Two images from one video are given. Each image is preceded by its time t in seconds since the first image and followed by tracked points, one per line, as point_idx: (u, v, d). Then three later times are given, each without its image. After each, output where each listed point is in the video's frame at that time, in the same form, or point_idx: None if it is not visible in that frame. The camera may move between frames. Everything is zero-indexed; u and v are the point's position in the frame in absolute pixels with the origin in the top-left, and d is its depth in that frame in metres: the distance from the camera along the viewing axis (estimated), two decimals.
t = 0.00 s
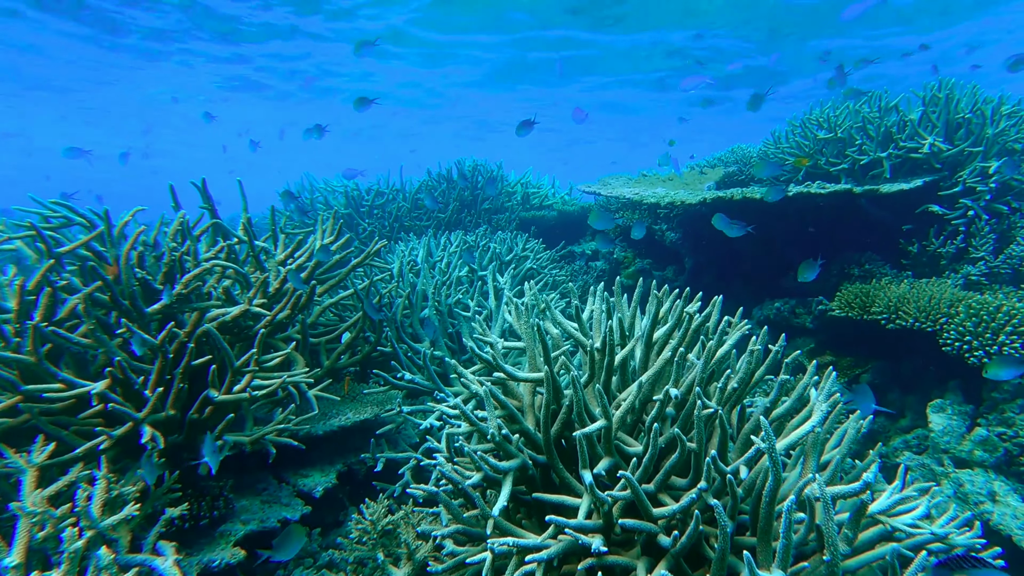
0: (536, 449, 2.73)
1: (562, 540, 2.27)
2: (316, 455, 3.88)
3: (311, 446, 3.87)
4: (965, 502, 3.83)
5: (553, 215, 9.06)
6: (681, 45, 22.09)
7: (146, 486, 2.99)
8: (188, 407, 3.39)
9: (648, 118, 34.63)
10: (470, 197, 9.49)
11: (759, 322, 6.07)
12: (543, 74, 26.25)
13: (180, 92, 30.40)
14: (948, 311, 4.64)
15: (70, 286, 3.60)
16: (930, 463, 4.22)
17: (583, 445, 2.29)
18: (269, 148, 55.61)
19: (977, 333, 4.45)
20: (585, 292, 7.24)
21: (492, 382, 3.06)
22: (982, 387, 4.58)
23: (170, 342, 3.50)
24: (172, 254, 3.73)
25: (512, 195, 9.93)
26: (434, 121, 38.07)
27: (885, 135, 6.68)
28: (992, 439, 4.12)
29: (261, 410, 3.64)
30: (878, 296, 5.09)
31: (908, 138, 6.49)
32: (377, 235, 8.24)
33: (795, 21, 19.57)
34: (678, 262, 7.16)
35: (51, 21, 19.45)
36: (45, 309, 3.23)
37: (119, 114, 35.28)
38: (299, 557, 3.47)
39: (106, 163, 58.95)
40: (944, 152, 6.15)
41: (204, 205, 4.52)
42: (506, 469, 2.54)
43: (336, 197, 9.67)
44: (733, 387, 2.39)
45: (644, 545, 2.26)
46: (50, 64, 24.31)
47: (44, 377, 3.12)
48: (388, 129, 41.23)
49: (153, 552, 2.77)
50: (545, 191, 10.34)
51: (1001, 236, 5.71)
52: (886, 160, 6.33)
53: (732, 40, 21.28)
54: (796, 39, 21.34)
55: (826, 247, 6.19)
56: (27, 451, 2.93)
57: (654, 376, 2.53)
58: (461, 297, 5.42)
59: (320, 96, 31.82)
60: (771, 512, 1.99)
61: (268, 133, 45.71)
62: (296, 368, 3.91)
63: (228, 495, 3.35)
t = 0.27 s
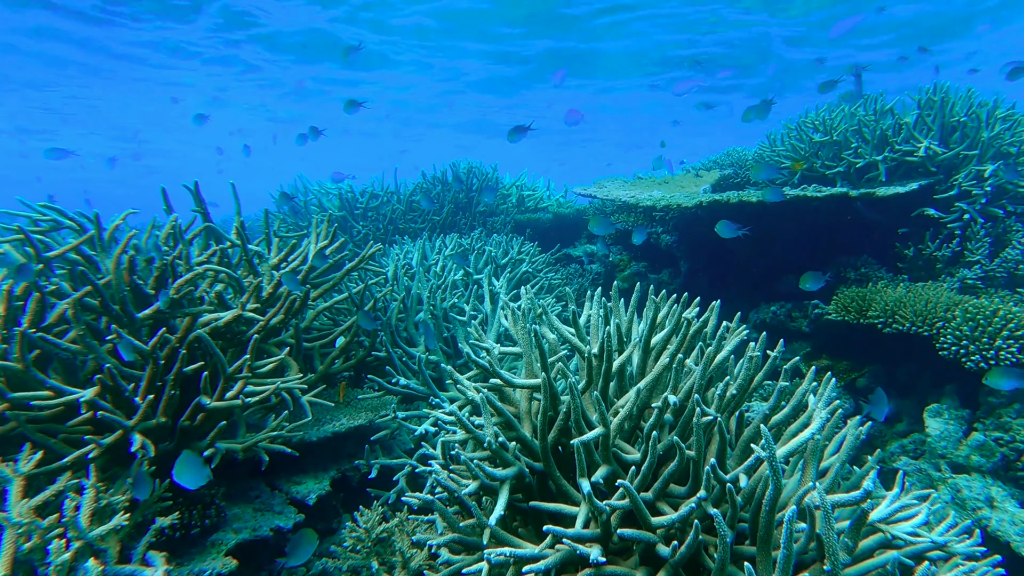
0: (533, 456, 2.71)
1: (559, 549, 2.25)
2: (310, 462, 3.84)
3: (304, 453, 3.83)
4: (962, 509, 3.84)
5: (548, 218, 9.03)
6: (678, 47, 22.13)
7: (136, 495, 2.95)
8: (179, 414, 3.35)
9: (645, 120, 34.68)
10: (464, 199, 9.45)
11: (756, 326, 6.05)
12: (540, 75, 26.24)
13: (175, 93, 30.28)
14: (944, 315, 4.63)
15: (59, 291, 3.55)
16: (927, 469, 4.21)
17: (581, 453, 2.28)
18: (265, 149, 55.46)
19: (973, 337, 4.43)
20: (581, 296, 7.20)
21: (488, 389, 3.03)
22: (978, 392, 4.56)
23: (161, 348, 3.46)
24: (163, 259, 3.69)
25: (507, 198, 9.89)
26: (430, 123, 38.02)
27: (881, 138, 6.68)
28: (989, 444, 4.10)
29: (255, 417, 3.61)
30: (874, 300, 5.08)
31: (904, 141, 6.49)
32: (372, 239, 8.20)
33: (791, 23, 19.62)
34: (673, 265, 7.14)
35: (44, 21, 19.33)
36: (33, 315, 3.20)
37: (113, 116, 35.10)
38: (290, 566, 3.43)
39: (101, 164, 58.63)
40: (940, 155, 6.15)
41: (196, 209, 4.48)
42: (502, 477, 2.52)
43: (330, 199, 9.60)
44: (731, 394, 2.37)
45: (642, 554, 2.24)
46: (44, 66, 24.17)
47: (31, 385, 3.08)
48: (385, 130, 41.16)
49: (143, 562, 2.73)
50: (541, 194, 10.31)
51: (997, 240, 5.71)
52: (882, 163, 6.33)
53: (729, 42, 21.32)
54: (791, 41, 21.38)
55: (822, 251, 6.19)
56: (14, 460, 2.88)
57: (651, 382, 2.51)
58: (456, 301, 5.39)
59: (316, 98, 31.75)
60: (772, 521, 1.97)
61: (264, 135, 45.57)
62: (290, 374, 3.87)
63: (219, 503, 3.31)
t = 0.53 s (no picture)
0: (528, 463, 2.69)
1: (556, 558, 2.21)
2: (302, 469, 3.78)
3: (297, 459, 3.78)
4: (959, 513, 3.84)
5: (544, 220, 9.01)
6: (672, 50, 22.23)
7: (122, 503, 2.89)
8: (167, 420, 3.29)
9: (640, 123, 34.80)
10: (459, 201, 9.42)
11: (752, 330, 6.02)
12: (536, 78, 26.28)
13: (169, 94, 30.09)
14: (940, 318, 4.63)
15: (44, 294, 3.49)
16: (923, 473, 4.22)
17: (577, 459, 2.25)
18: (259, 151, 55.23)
19: (969, 340, 4.44)
20: (576, 299, 7.17)
21: (483, 394, 3.00)
22: (974, 396, 4.57)
23: (149, 352, 3.40)
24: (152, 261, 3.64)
25: (502, 201, 9.87)
26: (426, 125, 37.97)
27: (876, 140, 6.70)
28: (985, 447, 4.13)
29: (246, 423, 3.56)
30: (870, 303, 5.09)
31: (899, 143, 6.51)
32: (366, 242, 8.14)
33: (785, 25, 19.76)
34: (669, 268, 7.12)
35: (34, 20, 19.14)
36: (17, 318, 3.15)
37: (105, 117, 34.81)
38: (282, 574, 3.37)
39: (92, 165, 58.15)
40: (935, 157, 6.16)
41: (186, 211, 4.42)
42: (497, 484, 2.49)
43: (324, 201, 9.54)
44: (728, 399, 2.35)
45: (638, 561, 2.22)
46: (35, 65, 23.93)
47: (14, 391, 3.02)
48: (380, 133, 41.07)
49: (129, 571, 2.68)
50: (536, 196, 10.29)
51: (991, 242, 5.78)
52: (877, 166, 6.35)
53: (723, 45, 21.45)
54: (785, 44, 21.52)
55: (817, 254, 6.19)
56: None
57: (648, 388, 2.48)
58: (451, 304, 5.36)
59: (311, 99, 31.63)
60: (770, 529, 1.94)
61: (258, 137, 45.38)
62: (282, 380, 3.82)
63: (209, 511, 3.26)
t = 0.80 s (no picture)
0: (524, 467, 2.67)
1: (552, 565, 2.18)
2: (296, 474, 3.73)
3: (290, 463, 3.72)
4: (955, 515, 3.83)
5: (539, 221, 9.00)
6: (667, 52, 22.30)
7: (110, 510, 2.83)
8: (156, 426, 3.23)
9: (635, 124, 34.88)
10: (454, 202, 9.39)
11: (748, 332, 6.04)
12: (531, 79, 26.30)
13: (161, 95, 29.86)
14: (936, 320, 4.64)
15: (29, 297, 3.43)
16: (919, 475, 4.19)
17: (573, 465, 2.22)
18: (253, 152, 54.92)
19: (965, 342, 4.45)
20: (572, 302, 7.14)
21: (479, 398, 2.98)
22: (969, 397, 4.59)
23: (138, 357, 3.35)
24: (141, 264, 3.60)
25: (497, 203, 9.85)
26: (421, 126, 37.91)
27: (871, 142, 6.72)
28: (981, 449, 4.14)
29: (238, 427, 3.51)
30: (866, 305, 5.10)
31: (894, 145, 6.53)
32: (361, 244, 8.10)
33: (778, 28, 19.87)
34: (665, 269, 7.12)
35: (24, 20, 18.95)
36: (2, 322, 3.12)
37: (97, 118, 34.54)
38: None
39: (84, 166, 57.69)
40: (930, 160, 6.19)
41: (176, 212, 4.37)
42: (494, 491, 2.47)
43: (317, 202, 9.48)
44: (726, 404, 2.33)
45: (636, 568, 2.18)
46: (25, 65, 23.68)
47: None
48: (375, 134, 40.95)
49: None
50: (532, 198, 10.27)
51: (986, 245, 5.84)
52: (872, 168, 6.36)
53: (718, 46, 21.54)
54: (779, 46, 21.62)
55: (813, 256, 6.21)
56: None
57: (645, 392, 2.46)
58: (447, 307, 5.32)
59: (305, 101, 31.51)
60: (768, 536, 1.92)
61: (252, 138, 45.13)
62: (275, 384, 3.78)
63: (200, 517, 3.20)
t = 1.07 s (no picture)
0: (520, 473, 2.65)
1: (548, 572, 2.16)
2: (288, 479, 3.68)
3: (281, 469, 3.67)
4: (950, 517, 3.85)
5: (534, 223, 8.98)
6: (662, 53, 22.36)
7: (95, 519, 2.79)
8: (144, 433, 3.18)
9: (629, 126, 34.98)
10: (448, 204, 9.34)
11: (744, 334, 6.04)
12: (526, 81, 26.31)
13: (153, 96, 29.61)
14: (931, 323, 4.67)
15: (13, 302, 3.38)
16: (915, 477, 4.21)
17: (570, 471, 2.20)
18: (246, 154, 54.56)
19: (960, 345, 4.47)
20: (567, 304, 7.11)
21: (474, 404, 2.95)
22: (964, 400, 4.60)
23: (126, 363, 3.29)
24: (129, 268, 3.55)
25: (492, 204, 9.81)
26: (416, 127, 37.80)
27: (866, 144, 6.73)
28: (976, 451, 4.12)
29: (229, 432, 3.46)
30: (862, 307, 5.11)
31: (888, 147, 6.55)
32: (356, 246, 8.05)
33: (772, 30, 19.99)
34: (660, 271, 7.10)
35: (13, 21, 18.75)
36: None
37: (87, 119, 34.16)
38: None
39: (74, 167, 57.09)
40: (924, 162, 6.21)
41: (165, 216, 4.31)
42: (489, 497, 2.44)
43: (311, 204, 9.41)
44: (723, 409, 2.32)
45: None
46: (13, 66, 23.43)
47: None
48: (369, 135, 40.81)
49: None
50: (526, 199, 10.25)
51: (980, 246, 5.87)
52: (867, 170, 6.38)
53: (712, 48, 21.63)
54: (772, 48, 21.72)
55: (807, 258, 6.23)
56: None
57: (641, 398, 2.45)
58: (441, 309, 5.29)
59: (299, 102, 31.33)
60: (765, 542, 1.90)
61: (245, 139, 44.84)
62: (267, 390, 3.73)
63: (188, 525, 3.14)
